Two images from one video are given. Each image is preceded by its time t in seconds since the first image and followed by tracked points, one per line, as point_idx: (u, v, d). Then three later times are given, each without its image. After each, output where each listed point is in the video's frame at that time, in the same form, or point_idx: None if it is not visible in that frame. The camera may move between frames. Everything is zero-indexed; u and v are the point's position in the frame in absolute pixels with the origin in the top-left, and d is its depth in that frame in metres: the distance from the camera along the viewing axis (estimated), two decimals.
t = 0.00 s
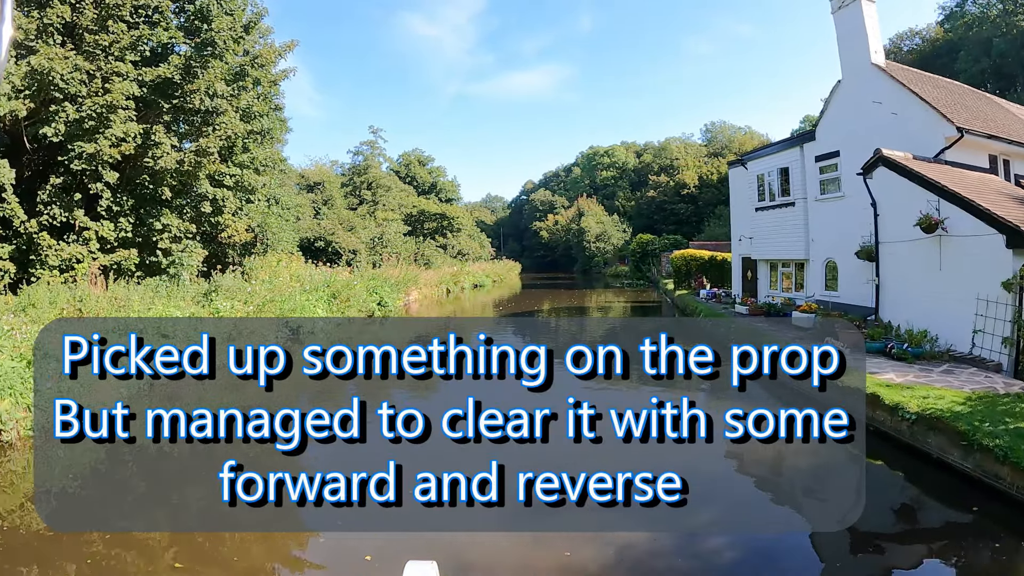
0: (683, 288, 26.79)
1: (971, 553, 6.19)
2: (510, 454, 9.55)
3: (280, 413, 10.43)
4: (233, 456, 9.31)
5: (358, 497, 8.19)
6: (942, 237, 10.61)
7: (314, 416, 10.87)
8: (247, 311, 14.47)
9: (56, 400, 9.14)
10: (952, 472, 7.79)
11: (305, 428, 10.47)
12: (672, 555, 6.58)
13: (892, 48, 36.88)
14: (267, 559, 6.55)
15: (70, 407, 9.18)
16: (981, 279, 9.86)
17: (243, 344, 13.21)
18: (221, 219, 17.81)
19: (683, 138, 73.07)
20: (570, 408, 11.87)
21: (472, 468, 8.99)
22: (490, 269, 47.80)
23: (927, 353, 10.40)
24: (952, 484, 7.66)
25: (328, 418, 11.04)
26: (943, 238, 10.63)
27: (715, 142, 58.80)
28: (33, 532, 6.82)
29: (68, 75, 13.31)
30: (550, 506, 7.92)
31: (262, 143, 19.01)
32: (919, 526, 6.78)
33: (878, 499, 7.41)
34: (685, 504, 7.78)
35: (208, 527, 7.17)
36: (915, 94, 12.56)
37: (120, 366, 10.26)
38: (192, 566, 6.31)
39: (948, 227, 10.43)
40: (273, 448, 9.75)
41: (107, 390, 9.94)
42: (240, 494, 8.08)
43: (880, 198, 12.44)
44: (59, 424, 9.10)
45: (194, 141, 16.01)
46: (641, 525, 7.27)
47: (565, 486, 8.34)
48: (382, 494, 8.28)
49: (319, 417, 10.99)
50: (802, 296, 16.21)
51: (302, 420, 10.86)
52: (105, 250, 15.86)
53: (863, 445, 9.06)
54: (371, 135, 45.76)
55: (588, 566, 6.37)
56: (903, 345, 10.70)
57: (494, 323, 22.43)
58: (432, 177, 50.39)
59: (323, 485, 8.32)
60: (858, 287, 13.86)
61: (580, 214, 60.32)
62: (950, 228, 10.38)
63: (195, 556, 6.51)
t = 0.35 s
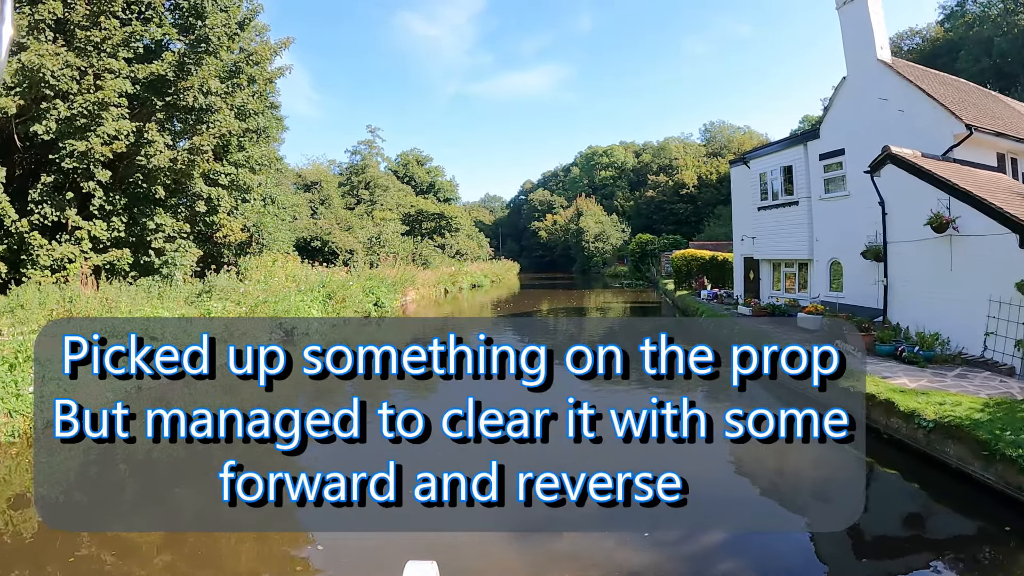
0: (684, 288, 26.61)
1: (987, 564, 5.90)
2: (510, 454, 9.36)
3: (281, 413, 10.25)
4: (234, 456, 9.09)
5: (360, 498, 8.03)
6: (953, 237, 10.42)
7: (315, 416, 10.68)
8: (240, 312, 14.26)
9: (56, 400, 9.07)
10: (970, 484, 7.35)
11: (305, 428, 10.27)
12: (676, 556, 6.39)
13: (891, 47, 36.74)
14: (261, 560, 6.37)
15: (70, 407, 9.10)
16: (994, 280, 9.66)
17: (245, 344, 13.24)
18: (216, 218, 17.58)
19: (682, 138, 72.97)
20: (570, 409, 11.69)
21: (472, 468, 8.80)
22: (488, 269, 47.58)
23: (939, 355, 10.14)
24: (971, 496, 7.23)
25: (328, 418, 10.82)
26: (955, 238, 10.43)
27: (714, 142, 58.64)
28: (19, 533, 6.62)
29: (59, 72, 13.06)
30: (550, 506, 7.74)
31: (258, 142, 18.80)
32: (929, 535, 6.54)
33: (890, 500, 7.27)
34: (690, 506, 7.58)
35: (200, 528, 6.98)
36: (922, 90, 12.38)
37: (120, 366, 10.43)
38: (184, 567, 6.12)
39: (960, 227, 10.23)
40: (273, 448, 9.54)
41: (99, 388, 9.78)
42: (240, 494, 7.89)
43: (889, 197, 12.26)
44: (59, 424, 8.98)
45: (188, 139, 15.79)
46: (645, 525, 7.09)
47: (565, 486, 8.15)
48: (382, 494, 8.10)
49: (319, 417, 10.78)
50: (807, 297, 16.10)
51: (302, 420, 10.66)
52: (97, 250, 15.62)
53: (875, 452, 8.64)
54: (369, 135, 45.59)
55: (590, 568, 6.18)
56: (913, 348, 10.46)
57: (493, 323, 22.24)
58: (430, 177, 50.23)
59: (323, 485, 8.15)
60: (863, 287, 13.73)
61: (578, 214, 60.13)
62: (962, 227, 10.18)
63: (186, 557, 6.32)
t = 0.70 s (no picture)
0: (685, 288, 26.39)
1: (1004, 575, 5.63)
2: (511, 454, 9.15)
3: (280, 412, 10.02)
4: (233, 456, 8.86)
5: (358, 498, 7.81)
6: (966, 235, 10.21)
7: (314, 416, 10.44)
8: (230, 313, 13.99)
9: (57, 400, 9.01)
10: (992, 498, 6.85)
11: (305, 428, 10.03)
12: (681, 558, 6.19)
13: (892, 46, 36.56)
14: (253, 563, 6.15)
15: (70, 407, 9.02)
16: (1010, 278, 9.42)
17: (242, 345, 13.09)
18: (211, 217, 17.34)
19: (681, 138, 72.79)
20: (569, 408, 11.47)
21: (472, 468, 8.58)
22: (486, 269, 47.35)
23: (953, 360, 9.89)
24: (993, 511, 6.74)
25: (327, 418, 10.60)
26: (967, 237, 10.23)
27: (713, 142, 58.42)
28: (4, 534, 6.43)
29: (49, 68, 12.82)
30: (550, 507, 7.54)
31: (253, 140, 18.55)
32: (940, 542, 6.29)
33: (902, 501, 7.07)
34: (694, 507, 7.38)
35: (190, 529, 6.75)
36: (930, 85, 12.16)
37: (120, 366, 10.40)
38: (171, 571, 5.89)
39: (973, 224, 10.02)
40: (273, 448, 9.31)
41: (88, 390, 9.58)
42: (240, 494, 7.69)
43: (899, 194, 12.08)
44: (59, 424, 8.87)
45: (180, 137, 15.52)
46: (648, 528, 6.89)
47: (566, 486, 7.95)
48: (382, 494, 7.89)
49: (319, 417, 10.55)
50: (811, 297, 15.97)
51: (302, 420, 10.42)
52: (89, 250, 15.36)
53: (890, 461, 8.19)
54: (366, 134, 45.33)
55: (592, 570, 5.98)
56: (927, 352, 10.16)
57: (492, 324, 22.02)
58: (428, 177, 50.01)
59: (323, 485, 7.95)
60: (869, 288, 13.57)
61: (577, 214, 59.91)
62: (975, 225, 9.97)
63: (175, 560, 6.10)
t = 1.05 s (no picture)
0: (686, 288, 26.20)
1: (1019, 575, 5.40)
2: (511, 454, 8.96)
3: (281, 412, 9.82)
4: (233, 456, 8.67)
5: (358, 498, 7.61)
6: (978, 234, 10.01)
7: (315, 416, 10.24)
8: (222, 314, 13.73)
9: (57, 400, 8.88)
10: (1023, 511, 6.22)
11: (305, 428, 9.83)
12: (687, 559, 6.02)
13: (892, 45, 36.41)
14: (248, 565, 5.96)
15: (70, 407, 8.89)
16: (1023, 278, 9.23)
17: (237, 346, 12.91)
18: (206, 217, 17.13)
19: (680, 138, 72.63)
20: (570, 408, 11.29)
21: (472, 468, 8.39)
22: (485, 269, 47.14)
23: (967, 362, 9.74)
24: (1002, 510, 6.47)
25: (328, 418, 10.40)
26: (980, 236, 10.03)
27: (712, 141, 58.25)
28: None
29: (39, 66, 12.62)
30: (550, 507, 7.36)
31: (248, 138, 18.33)
32: (953, 549, 5.95)
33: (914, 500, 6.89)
34: (700, 506, 7.20)
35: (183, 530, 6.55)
36: (938, 81, 11.98)
37: (120, 366, 10.18)
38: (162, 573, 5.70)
39: (987, 224, 9.82)
40: (273, 448, 9.11)
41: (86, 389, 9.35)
42: (241, 494, 7.50)
43: (909, 192, 11.91)
44: (59, 424, 8.73)
45: (174, 135, 15.31)
46: (654, 528, 6.70)
47: (565, 486, 7.76)
48: (382, 494, 7.70)
49: (319, 417, 10.35)
50: (816, 298, 15.83)
51: (302, 420, 10.22)
52: (81, 250, 15.13)
53: (907, 473, 7.61)
54: (363, 134, 45.09)
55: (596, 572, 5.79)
56: (940, 354, 10.00)
57: (492, 324, 21.84)
58: (426, 176, 49.80)
59: (324, 485, 7.76)
60: (875, 288, 13.44)
61: (577, 213, 59.75)
62: (988, 224, 9.78)
63: (166, 562, 5.90)
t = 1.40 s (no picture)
0: (687, 288, 25.99)
1: None
2: (511, 454, 8.75)
3: (281, 412, 9.61)
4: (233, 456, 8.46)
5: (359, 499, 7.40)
6: (993, 232, 9.80)
7: (315, 416, 10.03)
8: (213, 316, 13.44)
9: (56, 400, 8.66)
10: None
11: (305, 428, 9.61)
12: (695, 561, 5.81)
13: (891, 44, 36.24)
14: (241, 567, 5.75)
15: (70, 407, 8.65)
16: None
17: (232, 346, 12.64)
18: (199, 216, 16.90)
19: (679, 137, 72.46)
20: (569, 408, 11.09)
21: (472, 468, 8.19)
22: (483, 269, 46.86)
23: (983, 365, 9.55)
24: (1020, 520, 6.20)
25: (328, 418, 10.19)
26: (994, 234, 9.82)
27: (711, 141, 58.04)
28: None
29: (28, 63, 12.42)
30: (550, 507, 7.15)
31: (241, 136, 18.08)
32: (969, 556, 5.70)
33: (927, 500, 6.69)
34: (707, 506, 7.00)
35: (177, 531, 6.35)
36: (947, 76, 11.81)
37: (120, 366, 10.06)
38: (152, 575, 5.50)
39: (1002, 221, 9.61)
40: (273, 448, 8.89)
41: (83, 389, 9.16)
42: (240, 494, 7.30)
43: (919, 189, 11.70)
44: (59, 423, 8.50)
45: (166, 133, 15.09)
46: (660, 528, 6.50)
47: (566, 486, 7.56)
48: (382, 494, 7.49)
49: (319, 417, 10.14)
50: (822, 299, 15.66)
51: (302, 420, 10.01)
52: (73, 251, 14.88)
53: (923, 483, 7.23)
54: (361, 134, 44.83)
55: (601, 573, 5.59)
56: (955, 357, 9.81)
57: (491, 324, 21.63)
58: (424, 176, 49.55)
59: (324, 485, 7.55)
60: (883, 287, 13.26)
61: (576, 213, 59.52)
62: (1003, 221, 9.58)
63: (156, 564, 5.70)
